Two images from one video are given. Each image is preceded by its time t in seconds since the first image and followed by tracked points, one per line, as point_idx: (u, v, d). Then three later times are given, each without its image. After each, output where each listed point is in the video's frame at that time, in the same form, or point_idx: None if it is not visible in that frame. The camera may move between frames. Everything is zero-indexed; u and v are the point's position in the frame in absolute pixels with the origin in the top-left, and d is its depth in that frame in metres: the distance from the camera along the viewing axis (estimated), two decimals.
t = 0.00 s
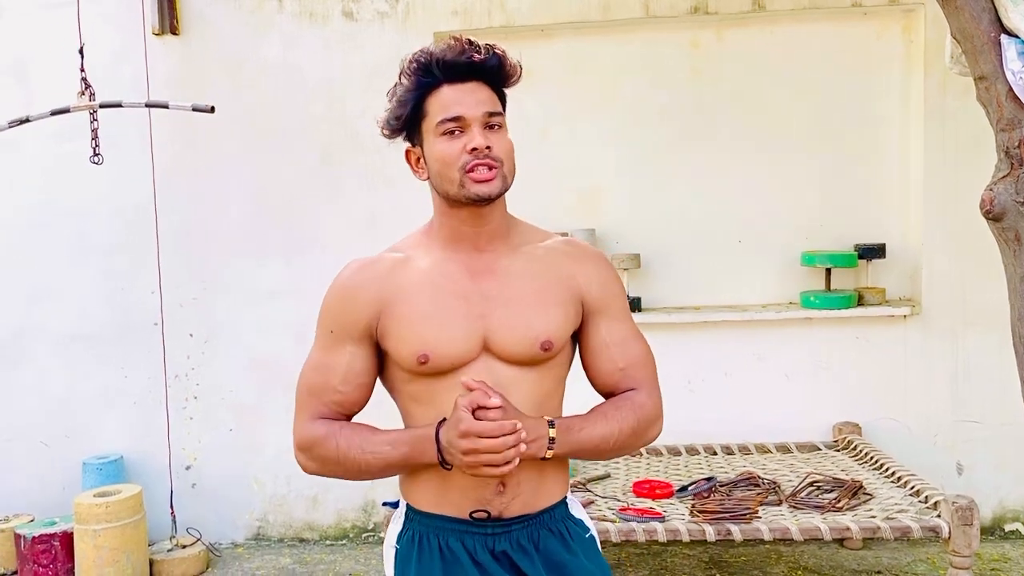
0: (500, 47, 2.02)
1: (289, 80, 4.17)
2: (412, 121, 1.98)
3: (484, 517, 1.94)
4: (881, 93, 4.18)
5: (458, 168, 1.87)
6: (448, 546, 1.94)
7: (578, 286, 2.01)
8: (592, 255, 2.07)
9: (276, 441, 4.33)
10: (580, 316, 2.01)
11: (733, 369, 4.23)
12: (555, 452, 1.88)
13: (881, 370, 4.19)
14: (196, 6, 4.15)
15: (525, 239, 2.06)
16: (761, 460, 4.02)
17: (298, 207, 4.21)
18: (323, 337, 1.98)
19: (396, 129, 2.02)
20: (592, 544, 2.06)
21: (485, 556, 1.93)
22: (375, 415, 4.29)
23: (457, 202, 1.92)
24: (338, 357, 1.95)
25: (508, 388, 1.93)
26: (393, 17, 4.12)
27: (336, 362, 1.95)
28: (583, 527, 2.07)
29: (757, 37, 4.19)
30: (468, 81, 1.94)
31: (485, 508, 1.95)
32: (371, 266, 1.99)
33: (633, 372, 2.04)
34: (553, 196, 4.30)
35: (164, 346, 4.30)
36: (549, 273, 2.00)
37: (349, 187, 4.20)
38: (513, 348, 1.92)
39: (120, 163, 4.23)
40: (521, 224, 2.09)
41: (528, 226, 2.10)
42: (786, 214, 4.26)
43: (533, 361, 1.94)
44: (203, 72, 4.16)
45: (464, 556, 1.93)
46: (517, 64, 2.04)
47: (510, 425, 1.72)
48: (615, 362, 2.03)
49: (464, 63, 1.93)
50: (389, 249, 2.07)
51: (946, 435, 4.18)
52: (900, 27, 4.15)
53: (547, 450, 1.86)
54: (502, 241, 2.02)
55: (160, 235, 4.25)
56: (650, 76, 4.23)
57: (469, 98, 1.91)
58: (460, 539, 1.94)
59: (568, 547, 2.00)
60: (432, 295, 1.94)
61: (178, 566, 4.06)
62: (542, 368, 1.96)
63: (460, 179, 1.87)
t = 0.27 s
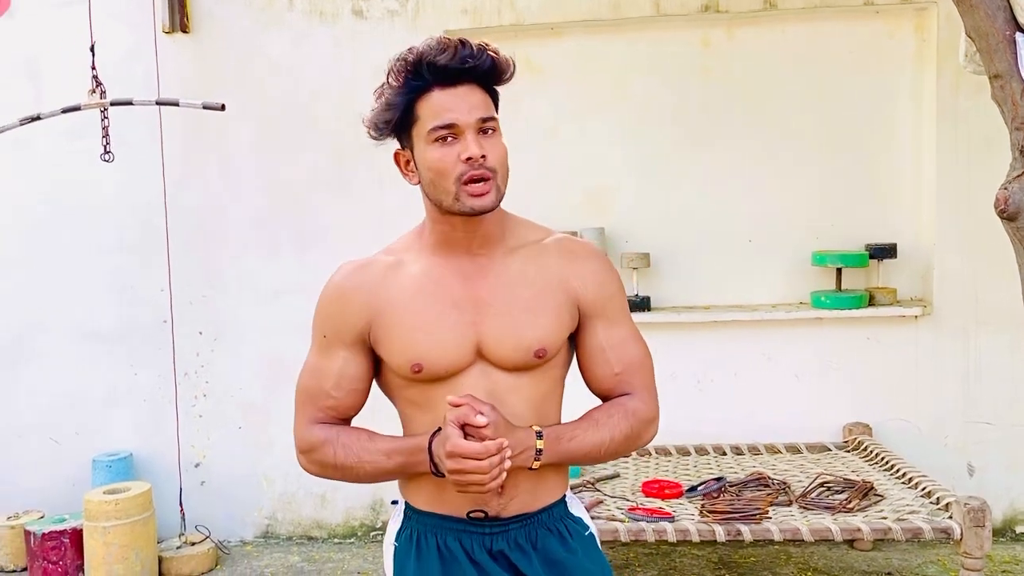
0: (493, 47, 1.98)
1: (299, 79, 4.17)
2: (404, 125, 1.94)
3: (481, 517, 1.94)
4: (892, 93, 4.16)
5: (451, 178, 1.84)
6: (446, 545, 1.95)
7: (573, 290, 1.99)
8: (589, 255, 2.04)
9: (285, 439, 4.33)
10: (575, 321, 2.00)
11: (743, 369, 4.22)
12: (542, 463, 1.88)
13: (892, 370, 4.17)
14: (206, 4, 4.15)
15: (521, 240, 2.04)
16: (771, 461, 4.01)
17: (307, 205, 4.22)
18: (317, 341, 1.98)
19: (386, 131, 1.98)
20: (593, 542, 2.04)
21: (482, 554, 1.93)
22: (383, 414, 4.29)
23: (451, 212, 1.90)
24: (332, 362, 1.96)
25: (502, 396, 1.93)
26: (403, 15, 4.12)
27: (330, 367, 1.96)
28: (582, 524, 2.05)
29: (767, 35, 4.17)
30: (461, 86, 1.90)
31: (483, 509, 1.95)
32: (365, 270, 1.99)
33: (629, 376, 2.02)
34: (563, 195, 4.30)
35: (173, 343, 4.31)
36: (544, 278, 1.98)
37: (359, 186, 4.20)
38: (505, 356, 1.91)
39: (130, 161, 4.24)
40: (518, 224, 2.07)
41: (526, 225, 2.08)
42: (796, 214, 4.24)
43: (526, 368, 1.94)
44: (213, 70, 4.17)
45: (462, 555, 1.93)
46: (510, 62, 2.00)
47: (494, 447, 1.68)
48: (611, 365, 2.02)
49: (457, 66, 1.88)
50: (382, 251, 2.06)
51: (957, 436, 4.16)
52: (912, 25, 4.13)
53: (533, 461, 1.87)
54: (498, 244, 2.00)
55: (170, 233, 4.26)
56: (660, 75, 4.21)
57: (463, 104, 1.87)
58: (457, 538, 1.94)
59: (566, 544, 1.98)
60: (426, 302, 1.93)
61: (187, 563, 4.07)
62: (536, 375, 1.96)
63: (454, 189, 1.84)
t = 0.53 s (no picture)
0: (494, 49, 1.97)
1: (308, 79, 4.17)
2: (405, 131, 1.93)
3: (486, 519, 1.94)
4: (902, 93, 4.14)
5: (456, 186, 1.83)
6: (450, 547, 1.94)
7: (577, 293, 1.99)
8: (591, 256, 2.04)
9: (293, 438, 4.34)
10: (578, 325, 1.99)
11: (752, 369, 4.21)
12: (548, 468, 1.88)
13: (902, 372, 4.15)
14: (216, 4, 4.16)
15: (524, 243, 2.04)
16: (780, 462, 3.99)
17: (316, 204, 4.22)
18: (318, 346, 1.97)
19: (387, 136, 1.96)
20: (597, 542, 2.04)
21: (487, 556, 1.92)
22: (391, 413, 4.29)
23: (456, 218, 1.89)
24: (334, 368, 1.95)
25: (506, 400, 1.93)
26: (412, 15, 4.12)
27: (333, 372, 1.95)
28: (586, 523, 2.06)
29: (777, 35, 4.16)
30: (464, 91, 1.89)
31: (488, 511, 1.94)
32: (367, 274, 1.98)
33: (633, 378, 2.02)
34: (571, 195, 4.29)
35: (182, 342, 4.32)
36: (548, 282, 1.98)
37: (368, 185, 4.20)
38: (510, 361, 1.91)
39: (140, 160, 4.25)
40: (521, 226, 2.07)
41: (529, 226, 2.08)
42: (805, 214, 4.23)
43: (530, 373, 1.94)
44: (223, 70, 4.17)
45: (467, 557, 1.93)
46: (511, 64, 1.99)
47: (503, 457, 1.68)
48: (615, 368, 2.02)
49: (460, 72, 1.87)
50: (383, 255, 2.06)
51: (967, 438, 4.14)
52: (923, 25, 4.11)
53: (539, 467, 1.87)
54: (501, 247, 2.00)
55: (179, 232, 4.27)
56: (669, 75, 4.21)
57: (466, 110, 1.86)
58: (462, 540, 1.94)
59: (571, 545, 1.98)
60: (429, 307, 1.93)
61: (195, 562, 4.08)
62: (539, 378, 1.95)
63: (459, 197, 1.83)
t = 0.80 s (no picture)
0: (507, 60, 1.90)
1: (315, 79, 4.17)
2: (413, 139, 1.89)
3: (492, 522, 1.93)
4: (910, 93, 4.12)
5: (463, 203, 1.82)
6: (456, 551, 1.93)
7: (583, 296, 1.98)
8: (596, 258, 2.03)
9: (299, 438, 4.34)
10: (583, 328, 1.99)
11: (759, 371, 4.19)
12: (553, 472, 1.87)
13: (910, 373, 4.13)
14: (223, 4, 4.16)
15: (529, 244, 2.03)
16: (787, 464, 3.98)
17: (322, 205, 4.22)
18: (321, 348, 1.95)
19: (395, 142, 1.93)
20: (603, 544, 2.03)
21: (493, 559, 1.91)
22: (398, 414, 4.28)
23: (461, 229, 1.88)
24: (337, 370, 1.93)
25: (511, 404, 1.92)
26: (419, 16, 4.11)
27: (337, 373, 1.93)
28: (592, 525, 2.06)
29: (785, 35, 4.14)
30: (476, 107, 1.84)
31: (493, 514, 1.93)
32: (371, 275, 1.97)
33: (638, 380, 2.01)
34: (578, 195, 4.28)
35: (188, 342, 4.32)
36: (553, 284, 1.97)
37: (374, 185, 4.20)
38: (515, 365, 1.91)
39: (148, 160, 4.25)
40: (526, 227, 2.06)
41: (534, 228, 2.07)
42: (813, 215, 4.21)
43: (535, 376, 1.93)
44: (230, 70, 4.18)
45: (473, 561, 1.92)
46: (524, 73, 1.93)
47: (510, 461, 1.67)
48: (620, 370, 2.01)
49: (473, 90, 1.82)
50: (387, 256, 2.05)
51: (976, 440, 4.11)
52: (932, 25, 4.08)
53: (545, 470, 1.85)
54: (507, 250, 1.99)
55: (187, 232, 4.27)
56: (676, 75, 4.19)
57: (476, 127, 1.82)
58: (468, 544, 1.93)
59: (577, 547, 1.97)
60: (434, 310, 1.92)
61: (202, 562, 4.08)
62: (543, 382, 1.95)
63: (465, 213, 1.83)
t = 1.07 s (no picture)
0: (513, 54, 1.90)
1: (318, 78, 4.16)
2: (416, 130, 1.88)
3: (494, 523, 1.92)
4: (916, 92, 4.10)
5: (465, 192, 1.79)
6: (458, 552, 1.92)
7: (587, 298, 1.97)
8: (600, 260, 2.03)
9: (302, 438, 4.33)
10: (587, 330, 1.98)
11: (763, 371, 4.18)
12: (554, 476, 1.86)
13: (915, 373, 4.11)
14: (226, 3, 4.16)
15: (533, 245, 2.02)
16: (791, 464, 3.96)
17: (325, 204, 4.21)
18: (323, 348, 1.94)
19: (399, 136, 1.91)
20: (604, 544, 2.03)
21: (495, 561, 1.90)
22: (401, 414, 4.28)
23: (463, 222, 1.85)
24: (340, 370, 1.92)
25: (516, 407, 1.92)
26: (422, 14, 4.10)
27: (340, 374, 1.91)
28: (594, 526, 2.05)
29: (789, 33, 4.12)
30: (479, 95, 1.83)
31: (495, 515, 1.92)
32: (374, 274, 1.96)
33: (642, 383, 2.01)
34: (582, 195, 4.27)
35: (191, 342, 4.32)
36: (558, 286, 1.96)
37: (377, 185, 4.19)
38: (519, 367, 1.90)
39: (150, 160, 4.25)
40: (530, 228, 2.05)
41: (537, 229, 2.06)
42: (817, 215, 4.19)
43: (539, 379, 1.93)
44: (233, 69, 4.17)
45: (474, 562, 1.91)
46: (530, 69, 1.93)
47: (513, 468, 1.65)
48: (624, 373, 2.00)
49: (477, 78, 1.82)
50: (390, 256, 2.04)
51: (982, 441, 4.09)
52: (937, 23, 4.07)
53: (546, 474, 1.85)
54: (511, 251, 1.99)
55: (189, 231, 4.27)
56: (680, 74, 4.18)
57: (479, 115, 1.81)
58: (470, 546, 1.92)
59: (579, 548, 1.96)
60: (438, 311, 1.91)
61: (205, 562, 4.07)
62: (547, 385, 1.94)
63: (467, 203, 1.80)
